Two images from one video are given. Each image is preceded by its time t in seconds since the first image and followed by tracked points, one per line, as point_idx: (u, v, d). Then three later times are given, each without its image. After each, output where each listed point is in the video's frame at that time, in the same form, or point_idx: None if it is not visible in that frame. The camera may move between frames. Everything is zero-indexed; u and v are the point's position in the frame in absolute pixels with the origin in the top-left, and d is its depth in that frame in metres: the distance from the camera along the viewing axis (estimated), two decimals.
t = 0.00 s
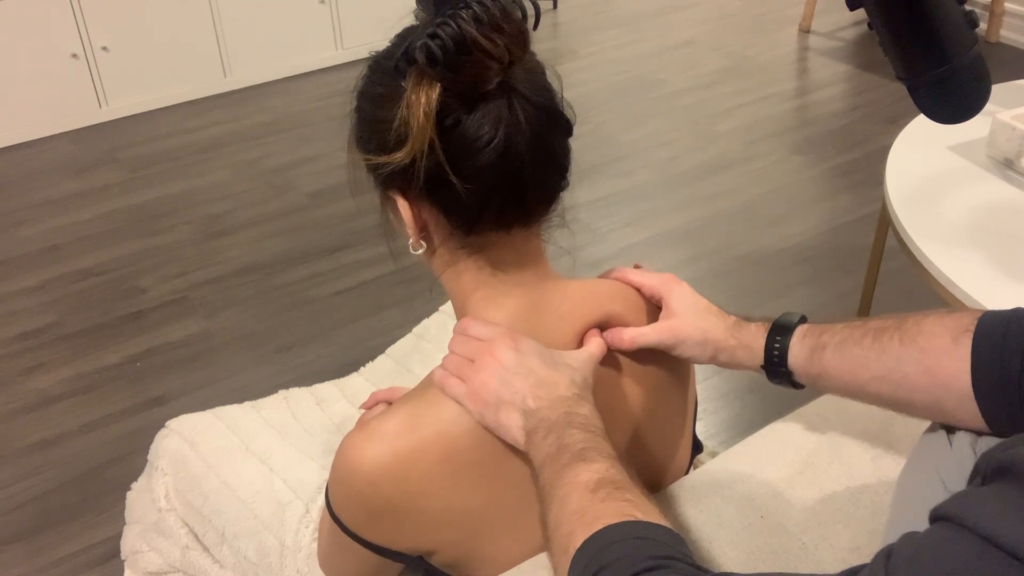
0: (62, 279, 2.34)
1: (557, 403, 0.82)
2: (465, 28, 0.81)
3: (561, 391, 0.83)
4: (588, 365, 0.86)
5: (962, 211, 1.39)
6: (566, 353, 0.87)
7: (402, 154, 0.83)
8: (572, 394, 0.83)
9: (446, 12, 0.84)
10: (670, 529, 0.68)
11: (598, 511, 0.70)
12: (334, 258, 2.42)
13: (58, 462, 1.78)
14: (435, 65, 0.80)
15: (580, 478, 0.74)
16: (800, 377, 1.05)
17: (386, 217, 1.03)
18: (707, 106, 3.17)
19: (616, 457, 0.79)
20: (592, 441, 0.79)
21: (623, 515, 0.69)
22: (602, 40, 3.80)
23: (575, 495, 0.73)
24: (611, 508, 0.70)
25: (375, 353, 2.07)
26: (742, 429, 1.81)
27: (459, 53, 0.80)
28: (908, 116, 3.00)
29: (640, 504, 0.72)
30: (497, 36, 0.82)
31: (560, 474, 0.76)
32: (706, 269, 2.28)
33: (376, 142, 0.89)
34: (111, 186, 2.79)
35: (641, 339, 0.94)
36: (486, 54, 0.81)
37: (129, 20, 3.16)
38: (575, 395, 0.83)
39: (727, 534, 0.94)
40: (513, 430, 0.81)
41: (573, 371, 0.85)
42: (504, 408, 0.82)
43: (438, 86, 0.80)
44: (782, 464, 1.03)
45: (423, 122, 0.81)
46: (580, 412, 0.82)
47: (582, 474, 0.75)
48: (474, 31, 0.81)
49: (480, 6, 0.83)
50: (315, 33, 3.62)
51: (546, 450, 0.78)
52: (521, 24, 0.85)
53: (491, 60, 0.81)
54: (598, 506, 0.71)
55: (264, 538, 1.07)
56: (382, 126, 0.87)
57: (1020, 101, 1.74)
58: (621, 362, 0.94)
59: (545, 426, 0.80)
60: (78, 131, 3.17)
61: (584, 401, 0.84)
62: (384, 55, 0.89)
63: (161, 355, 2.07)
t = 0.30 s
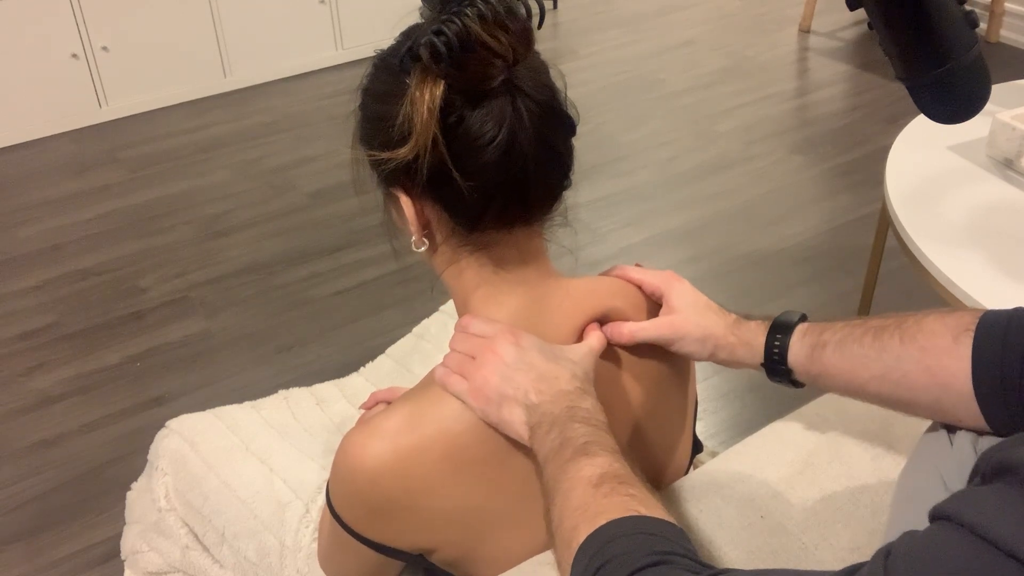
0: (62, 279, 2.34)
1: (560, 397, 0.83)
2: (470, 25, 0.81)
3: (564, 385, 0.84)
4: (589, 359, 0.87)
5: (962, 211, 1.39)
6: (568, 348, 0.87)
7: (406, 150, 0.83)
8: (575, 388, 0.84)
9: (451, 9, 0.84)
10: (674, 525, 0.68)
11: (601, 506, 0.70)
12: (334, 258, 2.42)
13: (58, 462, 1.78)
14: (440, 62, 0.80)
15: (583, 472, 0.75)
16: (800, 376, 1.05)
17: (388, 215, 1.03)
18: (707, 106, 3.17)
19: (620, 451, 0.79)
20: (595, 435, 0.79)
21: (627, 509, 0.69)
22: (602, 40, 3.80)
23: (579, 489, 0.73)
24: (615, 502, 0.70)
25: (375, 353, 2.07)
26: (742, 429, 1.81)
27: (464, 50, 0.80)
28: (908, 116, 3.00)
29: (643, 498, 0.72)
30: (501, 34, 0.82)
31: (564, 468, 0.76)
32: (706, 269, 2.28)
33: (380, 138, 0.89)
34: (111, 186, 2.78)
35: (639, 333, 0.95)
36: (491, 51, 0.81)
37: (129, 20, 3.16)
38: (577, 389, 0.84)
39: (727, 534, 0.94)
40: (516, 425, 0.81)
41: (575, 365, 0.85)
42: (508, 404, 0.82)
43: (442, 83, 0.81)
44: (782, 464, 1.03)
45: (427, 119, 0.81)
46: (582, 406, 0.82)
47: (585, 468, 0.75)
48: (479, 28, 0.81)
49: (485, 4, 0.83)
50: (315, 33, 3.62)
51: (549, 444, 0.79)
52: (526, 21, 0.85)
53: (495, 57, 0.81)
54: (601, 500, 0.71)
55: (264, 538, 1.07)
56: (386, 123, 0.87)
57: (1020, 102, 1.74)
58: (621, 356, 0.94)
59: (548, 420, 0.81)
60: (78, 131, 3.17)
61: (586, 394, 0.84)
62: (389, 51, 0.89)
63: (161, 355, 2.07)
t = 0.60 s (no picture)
0: (62, 279, 2.34)
1: (561, 395, 0.82)
2: (471, 25, 0.81)
3: (564, 383, 0.84)
4: (589, 356, 0.87)
5: (962, 211, 1.39)
6: (568, 345, 0.87)
7: (407, 149, 0.83)
8: (576, 386, 0.84)
9: (452, 9, 0.85)
10: (677, 521, 0.68)
11: (603, 502, 0.70)
12: (334, 258, 2.42)
13: (58, 462, 1.78)
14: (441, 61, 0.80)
15: (585, 469, 0.74)
16: (799, 377, 1.05)
17: (388, 215, 1.03)
18: (707, 106, 3.17)
19: (621, 449, 0.79)
20: (597, 432, 0.79)
21: (631, 506, 0.68)
22: (602, 40, 3.80)
23: (581, 486, 0.73)
24: (618, 499, 0.70)
25: (375, 353, 2.07)
26: (742, 429, 1.81)
27: (465, 49, 0.80)
28: (908, 117, 3.00)
29: (646, 495, 0.71)
30: (503, 33, 0.82)
31: (565, 466, 0.76)
32: (706, 270, 2.28)
33: (380, 137, 0.89)
34: (111, 186, 2.78)
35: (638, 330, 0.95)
36: (492, 50, 0.81)
37: (129, 20, 3.16)
38: (578, 387, 0.84)
39: (727, 534, 0.94)
40: (517, 423, 0.81)
41: (575, 363, 0.85)
42: (509, 403, 0.82)
43: (443, 82, 0.81)
44: (782, 464, 1.03)
45: (427, 118, 0.81)
46: (583, 403, 0.82)
47: (587, 465, 0.75)
48: (480, 27, 0.81)
49: (486, 3, 0.83)
50: (315, 33, 3.62)
51: (550, 443, 0.78)
52: (527, 21, 0.85)
53: (496, 57, 0.81)
54: (604, 497, 0.70)
55: (264, 538, 1.07)
56: (387, 122, 0.87)
57: (1021, 102, 1.74)
58: (620, 353, 0.94)
59: (550, 418, 0.81)
60: (78, 131, 3.17)
61: (587, 392, 0.84)
62: (391, 51, 0.89)
63: (161, 355, 2.07)
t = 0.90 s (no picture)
0: (62, 279, 2.34)
1: (562, 392, 0.82)
2: (468, 26, 0.81)
3: (565, 380, 0.84)
4: (588, 354, 0.87)
5: (962, 211, 1.39)
6: (567, 342, 0.87)
7: (405, 151, 0.83)
8: (577, 382, 0.84)
9: (449, 9, 0.84)
10: (683, 518, 0.68)
11: (609, 499, 0.70)
12: (334, 258, 2.42)
13: (58, 462, 1.78)
14: (439, 63, 0.80)
15: (589, 467, 0.74)
16: (797, 379, 1.05)
17: (388, 215, 1.03)
18: (707, 106, 3.17)
19: (625, 445, 0.79)
20: (599, 429, 0.79)
21: (637, 503, 0.69)
22: (602, 40, 3.80)
23: (586, 483, 0.73)
24: (624, 496, 0.70)
25: (375, 353, 2.07)
26: (742, 429, 1.81)
27: (462, 51, 0.80)
28: (908, 117, 3.00)
29: (651, 492, 0.72)
30: (500, 33, 0.82)
31: (569, 464, 0.76)
32: (706, 270, 2.28)
33: (379, 139, 0.89)
34: (111, 186, 2.78)
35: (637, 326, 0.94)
36: (489, 51, 0.80)
37: (129, 21, 3.17)
38: (579, 384, 0.84)
39: (726, 534, 0.94)
40: (519, 422, 0.81)
41: (575, 359, 0.85)
42: (510, 401, 0.82)
43: (441, 84, 0.80)
44: (782, 464, 1.03)
45: (425, 120, 0.81)
46: (585, 400, 0.82)
47: (591, 462, 0.75)
48: (477, 28, 0.81)
49: (483, 4, 0.83)
50: (315, 33, 3.62)
51: (553, 441, 0.78)
52: (524, 21, 0.85)
53: (494, 58, 0.80)
54: (610, 494, 0.70)
55: (264, 538, 1.07)
56: (385, 124, 0.87)
57: (1020, 102, 1.74)
58: (619, 349, 0.94)
59: (552, 416, 0.80)
60: (78, 131, 3.17)
61: (588, 388, 0.84)
62: (388, 52, 0.89)
63: (161, 355, 2.07)
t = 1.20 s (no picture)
0: (62, 279, 2.34)
1: (560, 380, 0.83)
2: (467, 25, 0.81)
3: (563, 368, 0.84)
4: (587, 341, 0.87)
5: (962, 211, 1.39)
6: (564, 331, 0.87)
7: (404, 150, 0.83)
8: (574, 369, 0.84)
9: (448, 9, 0.84)
10: (685, 506, 0.67)
11: (610, 488, 0.70)
12: (334, 258, 2.42)
13: (58, 462, 1.78)
14: (438, 62, 0.80)
15: (590, 455, 0.75)
16: (795, 377, 1.05)
17: (388, 216, 1.02)
18: (707, 105, 3.17)
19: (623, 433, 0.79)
20: (598, 417, 0.79)
21: (637, 491, 0.68)
22: (602, 40, 3.80)
23: (586, 472, 0.73)
24: (624, 484, 0.70)
25: (375, 353, 2.08)
26: (742, 429, 1.81)
27: (461, 50, 0.80)
28: (908, 117, 3.00)
29: (652, 479, 0.71)
30: (499, 33, 0.82)
31: (570, 453, 0.76)
32: (706, 270, 2.28)
33: (378, 138, 0.89)
34: (111, 186, 2.78)
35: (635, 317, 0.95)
36: (488, 50, 0.80)
37: (130, 21, 3.17)
38: (577, 372, 0.84)
39: (726, 536, 0.95)
40: (520, 414, 0.82)
41: (573, 348, 0.86)
42: (511, 394, 0.82)
43: (440, 83, 0.80)
44: (781, 463, 1.03)
45: (424, 119, 0.81)
46: (583, 388, 0.82)
47: (591, 451, 0.75)
48: (475, 27, 0.81)
49: (482, 4, 0.83)
50: (315, 33, 3.62)
51: (554, 430, 0.79)
52: (523, 21, 0.85)
53: (493, 57, 0.81)
54: (610, 483, 0.70)
55: (264, 538, 1.07)
56: (384, 123, 0.87)
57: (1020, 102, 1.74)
58: (617, 338, 0.95)
59: (551, 406, 0.81)
60: (78, 131, 3.17)
61: (587, 375, 0.84)
62: (387, 52, 0.89)
63: (161, 355, 2.07)
